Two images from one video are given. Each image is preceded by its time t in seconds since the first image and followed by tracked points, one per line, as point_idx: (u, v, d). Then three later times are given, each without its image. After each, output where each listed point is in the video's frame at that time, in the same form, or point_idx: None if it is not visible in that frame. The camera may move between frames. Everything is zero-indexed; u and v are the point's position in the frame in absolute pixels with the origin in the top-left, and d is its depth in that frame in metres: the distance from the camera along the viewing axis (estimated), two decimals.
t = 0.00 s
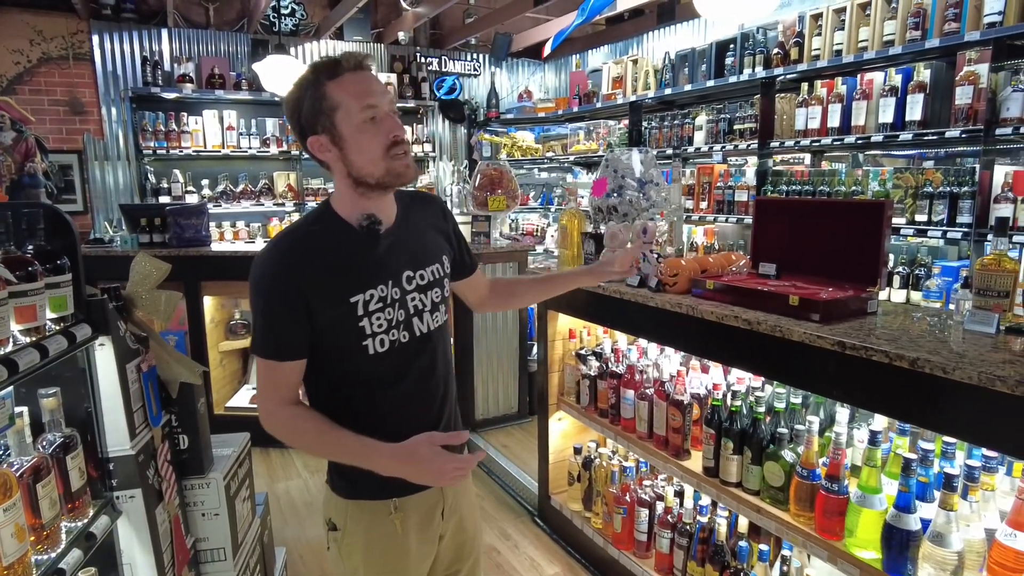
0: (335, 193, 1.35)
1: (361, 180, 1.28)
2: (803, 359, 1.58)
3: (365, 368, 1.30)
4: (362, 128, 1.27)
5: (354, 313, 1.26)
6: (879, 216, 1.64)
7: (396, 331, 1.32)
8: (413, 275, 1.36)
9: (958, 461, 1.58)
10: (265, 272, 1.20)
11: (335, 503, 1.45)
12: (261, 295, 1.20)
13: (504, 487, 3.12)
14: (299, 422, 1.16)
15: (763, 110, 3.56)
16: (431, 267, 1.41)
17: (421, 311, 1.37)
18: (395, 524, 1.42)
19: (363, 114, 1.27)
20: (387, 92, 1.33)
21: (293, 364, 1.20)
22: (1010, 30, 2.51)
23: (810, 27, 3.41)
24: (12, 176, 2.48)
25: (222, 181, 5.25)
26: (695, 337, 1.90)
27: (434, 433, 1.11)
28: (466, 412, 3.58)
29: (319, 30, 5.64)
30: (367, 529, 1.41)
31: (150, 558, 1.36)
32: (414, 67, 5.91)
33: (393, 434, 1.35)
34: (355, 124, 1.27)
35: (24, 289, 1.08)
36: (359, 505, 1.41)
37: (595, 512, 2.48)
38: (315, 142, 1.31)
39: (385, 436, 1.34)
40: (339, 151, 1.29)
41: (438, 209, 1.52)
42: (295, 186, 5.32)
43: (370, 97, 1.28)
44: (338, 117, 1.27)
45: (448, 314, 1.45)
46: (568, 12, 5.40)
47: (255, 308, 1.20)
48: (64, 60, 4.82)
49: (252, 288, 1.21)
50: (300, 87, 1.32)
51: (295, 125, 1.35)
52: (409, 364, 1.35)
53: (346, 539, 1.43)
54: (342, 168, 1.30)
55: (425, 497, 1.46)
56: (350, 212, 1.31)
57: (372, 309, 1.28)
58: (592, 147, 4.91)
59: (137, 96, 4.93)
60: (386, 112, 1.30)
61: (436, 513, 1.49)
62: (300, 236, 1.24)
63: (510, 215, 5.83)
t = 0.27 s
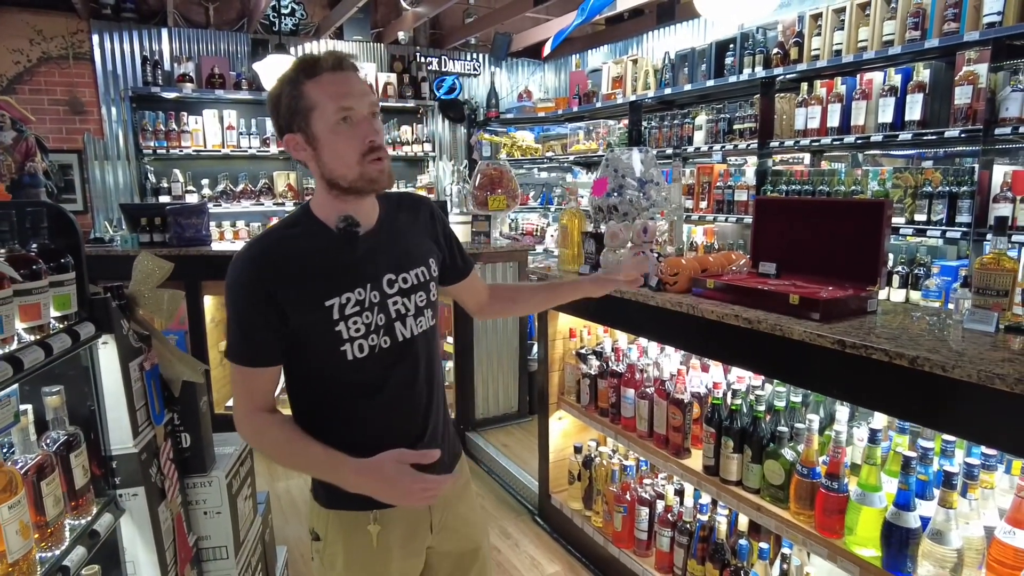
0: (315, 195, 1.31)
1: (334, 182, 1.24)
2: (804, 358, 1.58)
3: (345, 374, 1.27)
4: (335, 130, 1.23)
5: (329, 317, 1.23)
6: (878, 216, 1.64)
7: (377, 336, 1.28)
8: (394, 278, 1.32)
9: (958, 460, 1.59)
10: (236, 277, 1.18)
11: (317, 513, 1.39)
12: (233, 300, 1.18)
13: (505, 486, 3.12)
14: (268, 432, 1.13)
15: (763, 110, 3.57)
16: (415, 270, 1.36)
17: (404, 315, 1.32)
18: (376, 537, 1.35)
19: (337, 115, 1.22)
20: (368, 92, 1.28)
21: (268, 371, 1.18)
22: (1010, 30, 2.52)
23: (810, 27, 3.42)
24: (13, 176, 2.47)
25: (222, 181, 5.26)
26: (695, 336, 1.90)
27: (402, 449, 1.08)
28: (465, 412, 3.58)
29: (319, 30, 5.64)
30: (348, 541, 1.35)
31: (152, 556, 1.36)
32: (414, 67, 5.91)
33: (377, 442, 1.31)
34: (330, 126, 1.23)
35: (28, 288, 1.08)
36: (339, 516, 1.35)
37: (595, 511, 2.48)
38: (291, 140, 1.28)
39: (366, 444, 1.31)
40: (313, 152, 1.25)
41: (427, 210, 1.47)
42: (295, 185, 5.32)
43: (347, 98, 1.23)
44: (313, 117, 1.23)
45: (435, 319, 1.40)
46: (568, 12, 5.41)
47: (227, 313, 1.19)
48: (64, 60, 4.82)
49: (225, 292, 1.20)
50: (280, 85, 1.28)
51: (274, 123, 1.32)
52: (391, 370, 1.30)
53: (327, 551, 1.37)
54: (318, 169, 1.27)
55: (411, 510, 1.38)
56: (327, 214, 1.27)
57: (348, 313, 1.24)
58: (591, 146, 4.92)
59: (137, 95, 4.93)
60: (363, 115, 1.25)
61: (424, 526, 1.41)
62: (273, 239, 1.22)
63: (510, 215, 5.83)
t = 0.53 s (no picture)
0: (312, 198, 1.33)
1: (324, 185, 1.25)
2: (803, 357, 1.59)
3: (335, 376, 1.26)
4: (325, 134, 1.23)
5: (316, 319, 1.23)
6: (876, 216, 1.65)
7: (366, 339, 1.26)
8: (384, 281, 1.30)
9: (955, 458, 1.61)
10: (226, 278, 1.21)
11: (311, 513, 1.38)
12: (224, 302, 1.21)
13: (505, 485, 3.13)
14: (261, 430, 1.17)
15: (761, 110, 3.59)
16: (407, 273, 1.34)
17: (395, 318, 1.30)
18: (363, 543, 1.33)
19: (328, 119, 1.23)
20: (360, 96, 1.29)
21: (262, 371, 1.21)
22: (1007, 32, 2.53)
23: (808, 28, 3.43)
24: (14, 176, 2.48)
25: (223, 181, 5.27)
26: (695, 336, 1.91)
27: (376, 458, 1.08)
28: (466, 411, 3.60)
29: (319, 30, 5.65)
30: (338, 543, 1.34)
31: (157, 553, 1.38)
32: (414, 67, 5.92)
33: (371, 447, 1.30)
34: (320, 131, 1.24)
35: (36, 287, 1.10)
36: (329, 518, 1.34)
37: (595, 509, 2.49)
38: (284, 143, 1.30)
39: (358, 449, 1.30)
40: (304, 157, 1.27)
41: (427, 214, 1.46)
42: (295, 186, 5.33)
43: (338, 103, 1.24)
44: (304, 121, 1.24)
45: (429, 323, 1.37)
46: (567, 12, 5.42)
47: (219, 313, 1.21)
48: (64, 60, 4.83)
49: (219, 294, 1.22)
50: (275, 90, 1.30)
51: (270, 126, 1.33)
52: (382, 375, 1.28)
53: (317, 552, 1.37)
54: (309, 172, 1.28)
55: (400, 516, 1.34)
56: (318, 217, 1.28)
57: (334, 315, 1.24)
58: (591, 147, 4.94)
59: (138, 96, 4.94)
60: (355, 119, 1.25)
61: (414, 533, 1.37)
62: (263, 241, 1.23)
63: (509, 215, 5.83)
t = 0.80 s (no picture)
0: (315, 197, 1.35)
1: (328, 183, 1.27)
2: (799, 355, 1.61)
3: (333, 373, 1.28)
4: (332, 133, 1.25)
5: (313, 316, 1.25)
6: (871, 216, 1.68)
7: (363, 336, 1.28)
8: (382, 279, 1.31)
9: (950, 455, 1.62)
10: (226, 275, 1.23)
11: (312, 507, 1.40)
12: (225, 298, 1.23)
13: (505, 484, 3.15)
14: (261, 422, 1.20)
15: (759, 110, 3.61)
16: (405, 271, 1.35)
17: (392, 316, 1.31)
18: (362, 537, 1.34)
19: (336, 119, 1.25)
20: (368, 99, 1.30)
21: (264, 365, 1.23)
22: (1003, 33, 2.55)
23: (806, 29, 3.44)
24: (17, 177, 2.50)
25: (223, 181, 5.29)
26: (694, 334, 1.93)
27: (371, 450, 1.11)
28: (466, 410, 3.62)
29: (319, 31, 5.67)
30: (337, 537, 1.36)
31: (161, 548, 1.40)
32: (414, 67, 5.94)
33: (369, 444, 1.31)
34: (327, 130, 1.25)
35: (44, 286, 1.12)
36: (329, 512, 1.36)
37: (595, 507, 2.51)
38: (291, 140, 1.31)
39: (355, 446, 1.31)
40: (311, 154, 1.28)
41: (427, 214, 1.47)
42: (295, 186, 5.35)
43: (346, 104, 1.25)
44: (312, 120, 1.26)
45: (426, 321, 1.38)
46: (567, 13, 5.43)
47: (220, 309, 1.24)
48: (65, 61, 4.84)
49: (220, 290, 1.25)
50: (284, 89, 1.32)
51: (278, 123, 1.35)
52: (380, 372, 1.30)
53: (317, 545, 1.39)
54: (314, 171, 1.30)
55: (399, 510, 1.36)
56: (321, 215, 1.31)
57: (331, 312, 1.26)
58: (590, 147, 4.96)
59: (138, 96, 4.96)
60: (361, 121, 1.27)
61: (413, 527, 1.39)
62: (263, 239, 1.26)
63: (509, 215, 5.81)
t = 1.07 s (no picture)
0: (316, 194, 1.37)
1: (327, 182, 1.28)
2: (796, 353, 1.63)
3: (332, 368, 1.30)
4: (333, 133, 1.26)
5: (309, 312, 1.27)
6: (867, 215, 1.69)
7: (358, 332, 1.29)
8: (378, 277, 1.33)
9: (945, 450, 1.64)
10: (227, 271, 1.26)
11: (316, 500, 1.42)
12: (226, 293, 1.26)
13: (504, 482, 3.17)
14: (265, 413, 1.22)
15: (757, 111, 3.64)
16: (402, 269, 1.36)
17: (387, 313, 1.32)
18: (365, 529, 1.36)
19: (337, 120, 1.26)
20: (370, 100, 1.32)
21: (266, 359, 1.26)
22: (999, 34, 2.57)
23: (804, 29, 3.46)
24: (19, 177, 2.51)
25: (223, 181, 5.30)
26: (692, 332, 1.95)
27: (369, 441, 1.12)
28: (466, 409, 3.64)
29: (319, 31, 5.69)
30: (341, 528, 1.38)
31: (164, 543, 1.41)
32: (413, 68, 5.95)
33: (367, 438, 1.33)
34: (329, 130, 1.27)
35: (51, 283, 1.13)
36: (333, 504, 1.38)
37: (594, 504, 2.53)
38: (292, 138, 1.33)
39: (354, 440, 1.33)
40: (312, 154, 1.30)
41: (429, 209, 1.48)
42: (295, 186, 5.36)
43: (348, 105, 1.27)
44: (314, 119, 1.27)
45: (422, 319, 1.38)
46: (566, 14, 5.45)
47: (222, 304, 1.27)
48: (66, 61, 4.86)
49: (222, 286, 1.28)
50: (287, 87, 1.34)
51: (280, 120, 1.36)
52: (376, 369, 1.31)
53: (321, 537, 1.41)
54: (314, 170, 1.31)
55: (402, 503, 1.38)
56: (319, 213, 1.32)
57: (326, 309, 1.27)
58: (590, 147, 4.98)
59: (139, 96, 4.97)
60: (362, 121, 1.28)
61: (416, 520, 1.40)
62: (263, 236, 1.28)
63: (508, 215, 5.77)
